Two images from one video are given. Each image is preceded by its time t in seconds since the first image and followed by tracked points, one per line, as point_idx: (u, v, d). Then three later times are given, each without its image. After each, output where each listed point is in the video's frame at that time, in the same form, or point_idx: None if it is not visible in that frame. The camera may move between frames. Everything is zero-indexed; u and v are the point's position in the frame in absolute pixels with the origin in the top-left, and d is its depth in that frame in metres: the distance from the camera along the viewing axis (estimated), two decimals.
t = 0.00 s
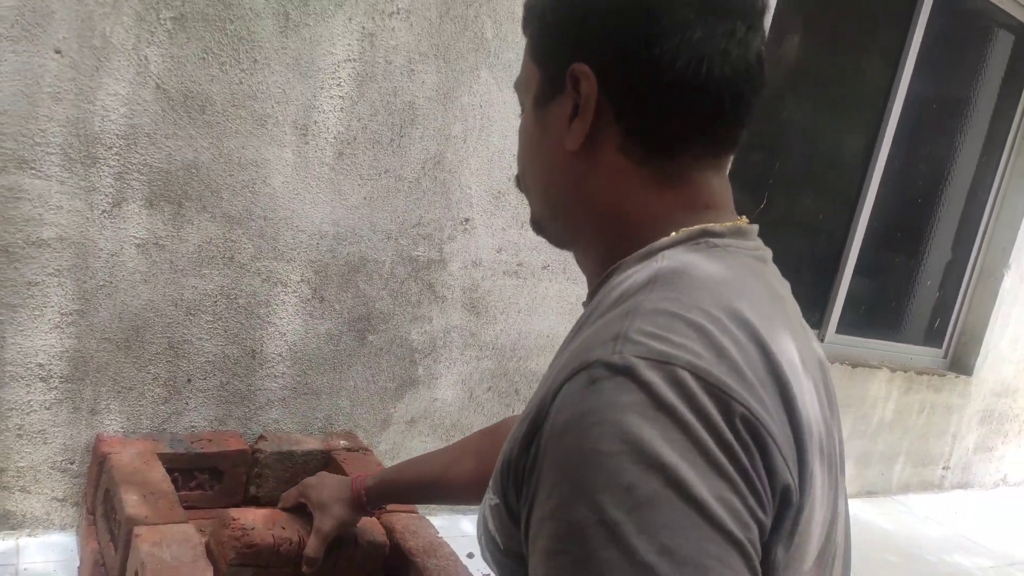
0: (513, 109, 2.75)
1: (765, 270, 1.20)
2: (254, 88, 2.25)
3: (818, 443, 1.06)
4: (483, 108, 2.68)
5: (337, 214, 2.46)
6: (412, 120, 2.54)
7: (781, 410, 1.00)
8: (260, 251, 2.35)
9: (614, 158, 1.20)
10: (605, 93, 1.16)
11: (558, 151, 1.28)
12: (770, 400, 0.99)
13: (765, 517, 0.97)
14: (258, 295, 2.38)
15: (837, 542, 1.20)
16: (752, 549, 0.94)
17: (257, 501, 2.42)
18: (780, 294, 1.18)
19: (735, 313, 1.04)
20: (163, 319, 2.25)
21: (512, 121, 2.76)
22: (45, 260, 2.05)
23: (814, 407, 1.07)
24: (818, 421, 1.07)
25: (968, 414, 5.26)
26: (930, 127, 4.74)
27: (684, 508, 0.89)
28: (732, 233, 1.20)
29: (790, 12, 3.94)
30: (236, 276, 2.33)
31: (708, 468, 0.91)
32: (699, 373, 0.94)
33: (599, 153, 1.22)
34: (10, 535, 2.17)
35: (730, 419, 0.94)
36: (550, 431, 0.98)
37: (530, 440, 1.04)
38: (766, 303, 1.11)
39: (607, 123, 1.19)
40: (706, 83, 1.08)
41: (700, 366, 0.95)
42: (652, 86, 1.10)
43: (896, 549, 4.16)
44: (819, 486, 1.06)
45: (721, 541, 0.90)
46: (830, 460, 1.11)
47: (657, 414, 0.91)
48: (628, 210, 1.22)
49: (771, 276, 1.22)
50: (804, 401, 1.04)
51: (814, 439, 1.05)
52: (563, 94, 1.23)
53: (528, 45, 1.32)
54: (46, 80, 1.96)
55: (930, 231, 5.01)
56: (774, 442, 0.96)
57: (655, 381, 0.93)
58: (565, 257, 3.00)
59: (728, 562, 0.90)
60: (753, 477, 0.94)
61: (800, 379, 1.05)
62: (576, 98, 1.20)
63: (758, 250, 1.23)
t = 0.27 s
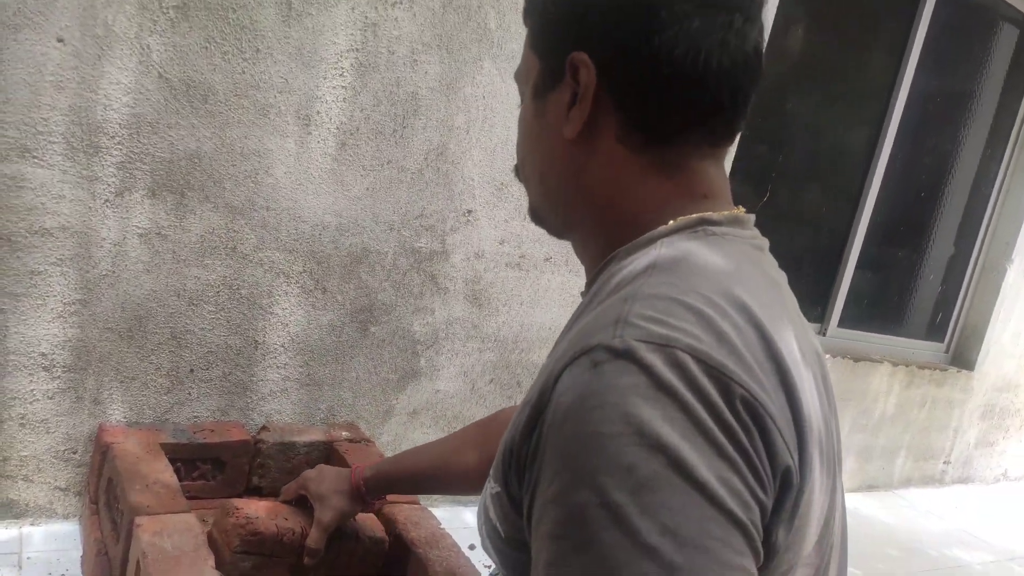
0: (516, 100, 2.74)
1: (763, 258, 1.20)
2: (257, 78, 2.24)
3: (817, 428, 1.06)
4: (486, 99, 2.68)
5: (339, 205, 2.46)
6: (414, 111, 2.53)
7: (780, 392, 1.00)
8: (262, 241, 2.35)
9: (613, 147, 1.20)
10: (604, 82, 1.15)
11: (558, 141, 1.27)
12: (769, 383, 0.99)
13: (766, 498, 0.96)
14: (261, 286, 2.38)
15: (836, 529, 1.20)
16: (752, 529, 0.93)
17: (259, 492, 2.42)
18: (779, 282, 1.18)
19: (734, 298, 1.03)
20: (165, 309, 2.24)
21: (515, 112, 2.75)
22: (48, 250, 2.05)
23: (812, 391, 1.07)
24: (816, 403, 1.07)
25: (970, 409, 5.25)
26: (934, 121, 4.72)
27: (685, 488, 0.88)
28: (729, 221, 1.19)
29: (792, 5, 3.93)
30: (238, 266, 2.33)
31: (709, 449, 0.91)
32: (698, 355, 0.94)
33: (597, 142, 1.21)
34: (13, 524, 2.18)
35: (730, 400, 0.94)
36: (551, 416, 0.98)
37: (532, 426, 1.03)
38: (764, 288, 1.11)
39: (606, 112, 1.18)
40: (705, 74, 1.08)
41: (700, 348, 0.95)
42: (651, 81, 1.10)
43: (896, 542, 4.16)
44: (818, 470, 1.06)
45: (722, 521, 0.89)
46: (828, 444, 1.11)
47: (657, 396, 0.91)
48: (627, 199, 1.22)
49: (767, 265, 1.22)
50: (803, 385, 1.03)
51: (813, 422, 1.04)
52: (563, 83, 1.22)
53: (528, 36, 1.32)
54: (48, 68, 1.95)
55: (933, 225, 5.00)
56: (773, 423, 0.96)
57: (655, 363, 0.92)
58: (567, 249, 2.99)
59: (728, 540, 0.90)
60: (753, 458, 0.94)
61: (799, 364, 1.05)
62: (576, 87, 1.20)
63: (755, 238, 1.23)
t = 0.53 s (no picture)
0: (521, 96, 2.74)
1: (762, 253, 1.19)
2: (263, 72, 2.23)
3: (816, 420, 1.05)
4: (491, 95, 2.67)
5: (344, 201, 2.45)
6: (420, 106, 2.52)
7: (778, 383, 0.99)
8: (267, 236, 2.35)
9: (614, 143, 1.19)
10: (606, 79, 1.15)
11: (559, 138, 1.27)
12: (768, 373, 0.98)
13: (764, 489, 0.96)
14: (265, 281, 2.37)
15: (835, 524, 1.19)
16: (751, 519, 0.93)
17: (262, 488, 2.42)
18: (778, 277, 1.17)
19: (732, 289, 1.03)
20: (170, 304, 2.24)
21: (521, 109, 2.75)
22: (54, 244, 2.05)
23: (811, 383, 1.06)
24: (815, 395, 1.07)
25: (973, 410, 5.24)
26: (940, 120, 4.70)
27: (684, 477, 0.87)
28: (728, 218, 1.18)
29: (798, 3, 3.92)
30: (243, 261, 2.32)
31: (708, 438, 0.90)
32: (697, 344, 0.93)
33: (598, 138, 1.20)
34: (17, 518, 2.18)
35: (729, 389, 0.93)
36: (550, 408, 0.97)
37: (532, 419, 1.03)
38: (762, 281, 1.10)
39: (607, 108, 1.17)
40: (704, 71, 1.07)
41: (699, 338, 0.94)
42: (652, 82, 1.09)
43: (899, 542, 4.16)
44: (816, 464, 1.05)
45: (721, 511, 0.88)
46: (827, 436, 1.10)
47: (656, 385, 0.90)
48: (628, 196, 1.21)
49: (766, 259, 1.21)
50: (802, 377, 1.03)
51: (811, 413, 1.04)
52: (564, 79, 1.21)
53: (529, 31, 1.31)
54: (55, 61, 1.94)
55: (938, 225, 4.98)
56: (772, 413, 0.96)
57: (654, 352, 0.92)
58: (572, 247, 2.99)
59: (727, 529, 0.89)
60: (752, 448, 0.93)
61: (797, 356, 1.04)
62: (577, 83, 1.19)
63: (755, 234, 1.22)
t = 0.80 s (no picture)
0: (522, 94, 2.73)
1: (754, 251, 1.16)
2: (263, 68, 2.22)
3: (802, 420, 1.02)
4: (492, 92, 2.66)
5: (343, 198, 2.44)
6: (420, 104, 2.52)
7: (764, 378, 0.96)
8: (266, 234, 2.34)
9: (604, 140, 1.18)
10: (597, 76, 1.14)
11: (551, 136, 1.26)
12: (754, 369, 0.95)
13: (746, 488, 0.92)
14: (264, 279, 2.36)
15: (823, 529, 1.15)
16: (731, 520, 0.89)
17: (261, 486, 2.41)
18: (769, 275, 1.14)
19: (718, 282, 1.00)
20: (168, 301, 2.23)
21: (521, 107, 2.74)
22: (52, 240, 2.04)
23: (799, 380, 1.03)
24: (803, 392, 1.03)
25: (972, 410, 5.24)
26: (940, 120, 4.69)
27: (663, 473, 0.84)
28: (717, 214, 1.16)
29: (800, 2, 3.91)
30: (242, 259, 2.31)
31: (690, 435, 0.87)
32: (680, 337, 0.90)
33: (589, 136, 1.20)
34: (14, 515, 2.17)
35: (712, 384, 0.90)
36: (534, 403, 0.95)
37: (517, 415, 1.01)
38: (750, 275, 1.07)
39: (597, 105, 1.17)
40: (691, 68, 1.06)
41: (683, 331, 0.91)
42: (650, 80, 1.08)
43: (897, 542, 4.16)
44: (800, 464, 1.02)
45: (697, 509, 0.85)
46: (816, 436, 1.07)
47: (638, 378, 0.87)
48: (619, 193, 1.20)
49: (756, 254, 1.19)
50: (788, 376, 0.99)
51: (797, 410, 1.01)
52: (554, 77, 1.21)
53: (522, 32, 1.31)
54: (54, 56, 1.93)
55: (938, 225, 4.98)
56: (757, 410, 0.92)
57: (637, 346, 0.89)
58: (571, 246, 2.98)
59: (706, 529, 0.85)
60: (735, 446, 0.90)
61: (785, 354, 1.01)
62: (568, 80, 1.19)
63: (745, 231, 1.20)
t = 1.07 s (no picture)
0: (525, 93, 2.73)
1: (753, 250, 1.13)
2: (264, 67, 2.22)
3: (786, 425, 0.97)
4: (494, 91, 2.65)
5: (345, 197, 2.44)
6: (422, 103, 2.51)
7: (740, 381, 0.92)
8: (268, 233, 2.33)
9: (606, 139, 1.18)
10: (598, 75, 1.14)
11: (552, 136, 1.25)
12: (728, 372, 0.91)
13: (705, 493, 0.90)
14: (265, 278, 2.36)
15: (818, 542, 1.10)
16: (678, 524, 0.88)
17: (263, 485, 2.41)
18: (767, 273, 1.11)
19: (698, 278, 0.97)
20: (170, 300, 2.23)
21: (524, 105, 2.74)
22: (54, 239, 2.04)
23: (785, 385, 0.98)
24: (789, 397, 0.98)
25: (976, 410, 5.23)
26: (944, 119, 4.68)
27: (598, 473, 0.84)
28: (717, 211, 1.14)
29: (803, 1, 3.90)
30: (244, 258, 2.31)
31: (638, 436, 0.85)
32: (644, 334, 0.88)
33: (591, 135, 1.19)
34: (16, 514, 2.17)
35: (672, 385, 0.87)
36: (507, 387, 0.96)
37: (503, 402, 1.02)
38: (738, 272, 1.03)
39: (598, 104, 1.16)
40: (689, 63, 1.06)
41: (649, 326, 0.89)
42: (648, 80, 1.09)
43: (900, 542, 4.15)
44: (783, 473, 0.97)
45: (629, 506, 0.84)
46: (808, 444, 1.01)
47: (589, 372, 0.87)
48: (619, 191, 1.19)
49: (757, 252, 1.14)
50: (770, 379, 0.95)
51: (779, 416, 0.96)
52: (555, 76, 1.21)
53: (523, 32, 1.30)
54: (56, 55, 1.93)
55: (941, 224, 4.96)
56: (724, 415, 0.89)
57: (598, 338, 0.88)
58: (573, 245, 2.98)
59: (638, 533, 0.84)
60: (693, 451, 0.87)
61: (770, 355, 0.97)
62: (568, 79, 1.18)
63: (744, 229, 1.17)
